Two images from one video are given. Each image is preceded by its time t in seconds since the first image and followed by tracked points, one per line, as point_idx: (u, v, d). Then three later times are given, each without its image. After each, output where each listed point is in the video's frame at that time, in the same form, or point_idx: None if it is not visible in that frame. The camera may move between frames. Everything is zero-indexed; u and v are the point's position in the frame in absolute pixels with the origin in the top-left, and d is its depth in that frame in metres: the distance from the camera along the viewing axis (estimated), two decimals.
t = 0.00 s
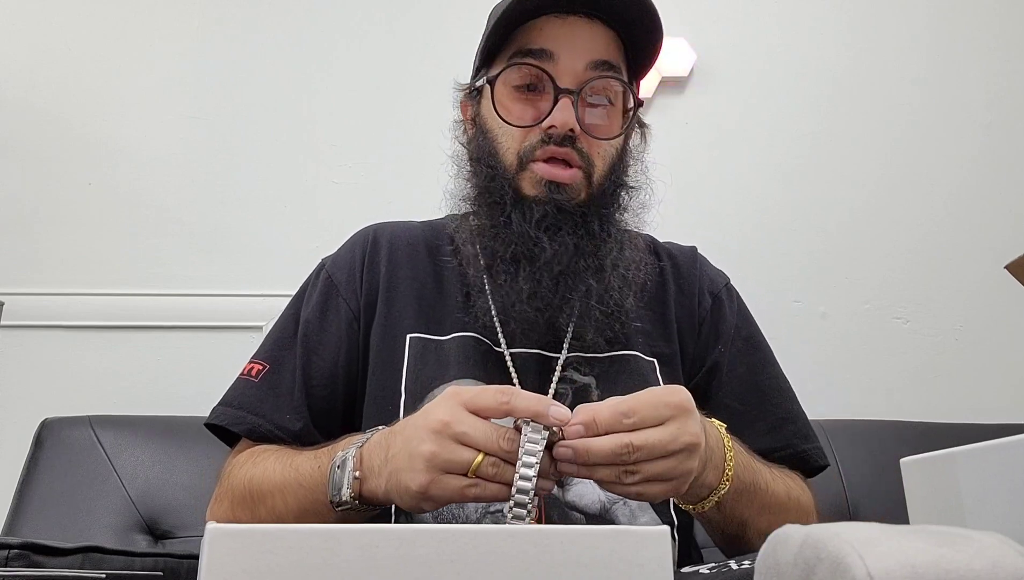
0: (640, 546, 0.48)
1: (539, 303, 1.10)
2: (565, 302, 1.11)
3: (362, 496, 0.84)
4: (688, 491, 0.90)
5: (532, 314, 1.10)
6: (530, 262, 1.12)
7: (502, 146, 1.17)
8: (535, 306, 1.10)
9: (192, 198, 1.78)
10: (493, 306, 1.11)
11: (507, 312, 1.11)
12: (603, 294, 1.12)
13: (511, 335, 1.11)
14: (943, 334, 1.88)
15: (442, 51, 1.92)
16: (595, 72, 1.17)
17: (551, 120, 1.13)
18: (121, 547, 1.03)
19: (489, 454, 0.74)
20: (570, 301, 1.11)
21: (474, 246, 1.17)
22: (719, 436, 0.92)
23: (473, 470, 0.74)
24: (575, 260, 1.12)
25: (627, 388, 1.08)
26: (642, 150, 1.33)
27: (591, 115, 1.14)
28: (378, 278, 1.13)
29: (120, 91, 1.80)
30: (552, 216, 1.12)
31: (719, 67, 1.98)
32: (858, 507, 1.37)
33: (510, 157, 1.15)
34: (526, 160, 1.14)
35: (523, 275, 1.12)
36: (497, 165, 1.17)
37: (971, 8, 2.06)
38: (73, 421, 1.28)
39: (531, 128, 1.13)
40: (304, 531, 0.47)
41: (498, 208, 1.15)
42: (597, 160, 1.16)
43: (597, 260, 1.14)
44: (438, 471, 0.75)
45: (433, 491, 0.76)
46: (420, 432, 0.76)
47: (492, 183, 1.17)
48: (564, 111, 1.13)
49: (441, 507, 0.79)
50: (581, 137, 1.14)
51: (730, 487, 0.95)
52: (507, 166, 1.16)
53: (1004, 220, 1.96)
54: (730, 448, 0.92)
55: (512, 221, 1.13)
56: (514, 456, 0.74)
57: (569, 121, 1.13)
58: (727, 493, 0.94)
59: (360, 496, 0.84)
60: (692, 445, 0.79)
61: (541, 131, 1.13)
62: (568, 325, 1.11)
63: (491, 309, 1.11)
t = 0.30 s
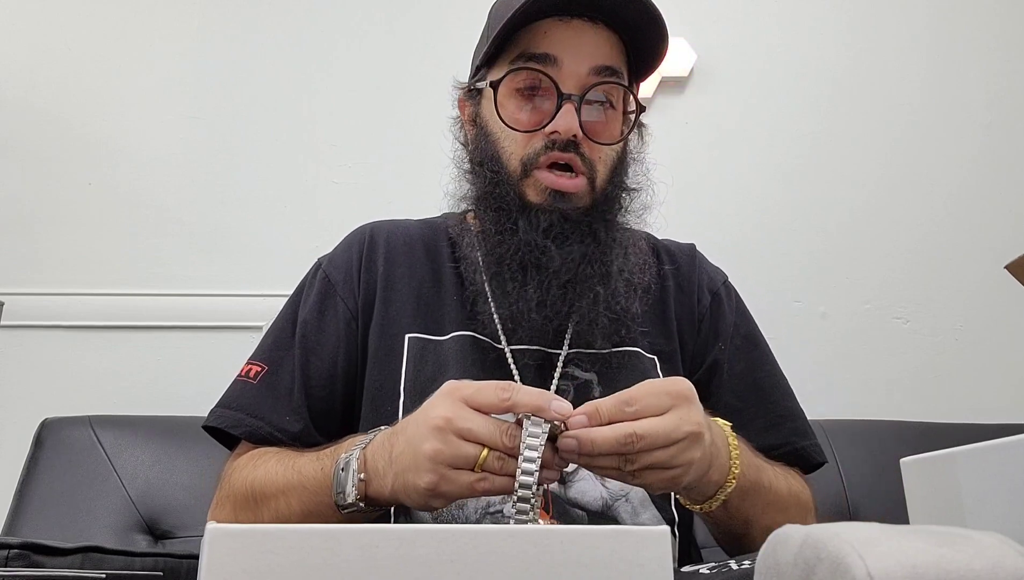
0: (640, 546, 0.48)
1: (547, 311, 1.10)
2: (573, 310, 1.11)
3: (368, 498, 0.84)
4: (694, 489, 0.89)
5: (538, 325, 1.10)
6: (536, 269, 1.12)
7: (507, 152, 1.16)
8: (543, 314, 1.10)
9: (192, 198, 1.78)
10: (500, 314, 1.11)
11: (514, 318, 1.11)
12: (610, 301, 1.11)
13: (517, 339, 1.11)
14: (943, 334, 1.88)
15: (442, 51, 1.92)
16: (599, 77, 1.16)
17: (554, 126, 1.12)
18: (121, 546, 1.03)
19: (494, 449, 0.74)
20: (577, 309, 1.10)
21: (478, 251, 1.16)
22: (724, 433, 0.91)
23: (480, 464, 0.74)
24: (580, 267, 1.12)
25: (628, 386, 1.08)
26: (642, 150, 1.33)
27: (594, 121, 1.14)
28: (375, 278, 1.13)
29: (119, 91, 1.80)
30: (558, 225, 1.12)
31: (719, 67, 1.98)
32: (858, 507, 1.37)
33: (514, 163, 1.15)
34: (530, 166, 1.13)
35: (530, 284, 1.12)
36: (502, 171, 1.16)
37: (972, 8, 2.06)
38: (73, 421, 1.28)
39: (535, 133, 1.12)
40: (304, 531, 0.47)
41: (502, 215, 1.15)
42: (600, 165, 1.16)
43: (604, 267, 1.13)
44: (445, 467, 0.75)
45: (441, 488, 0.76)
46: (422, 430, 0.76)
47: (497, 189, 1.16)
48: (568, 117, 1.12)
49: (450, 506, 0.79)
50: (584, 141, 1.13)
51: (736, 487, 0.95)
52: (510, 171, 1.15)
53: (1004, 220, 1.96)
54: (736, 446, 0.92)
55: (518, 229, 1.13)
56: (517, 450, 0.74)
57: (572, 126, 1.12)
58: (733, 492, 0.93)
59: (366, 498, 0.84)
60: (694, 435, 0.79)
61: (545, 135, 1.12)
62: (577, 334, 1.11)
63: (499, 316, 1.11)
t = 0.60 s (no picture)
0: (640, 546, 0.48)
1: (553, 304, 1.10)
2: (578, 303, 1.11)
3: (371, 491, 0.83)
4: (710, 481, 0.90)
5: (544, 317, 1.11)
6: (542, 263, 1.12)
7: (514, 149, 1.15)
8: (548, 307, 1.10)
9: (192, 198, 1.78)
10: (504, 308, 1.11)
11: (520, 311, 1.11)
12: (615, 295, 1.11)
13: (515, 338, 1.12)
14: (943, 334, 1.88)
15: (442, 51, 1.92)
16: (609, 78, 1.15)
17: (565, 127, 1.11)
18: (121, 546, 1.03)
19: (503, 439, 0.74)
20: (583, 302, 1.10)
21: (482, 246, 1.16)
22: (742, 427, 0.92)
23: (487, 454, 0.74)
24: (586, 262, 1.11)
25: (629, 385, 1.09)
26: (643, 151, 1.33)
27: (603, 122, 1.13)
28: (374, 278, 1.13)
29: (119, 91, 1.80)
30: (564, 219, 1.11)
31: (719, 67, 1.98)
32: (859, 507, 1.37)
33: (522, 161, 1.14)
34: (537, 163, 1.12)
35: (536, 278, 1.12)
36: (509, 167, 1.15)
37: (972, 7, 2.06)
38: (73, 421, 1.28)
39: (544, 132, 1.11)
40: (304, 531, 0.47)
41: (507, 209, 1.15)
42: (609, 167, 1.15)
43: (608, 262, 1.13)
44: (452, 455, 0.74)
45: (446, 477, 0.75)
46: (432, 420, 0.76)
47: (503, 185, 1.16)
48: (580, 118, 1.11)
49: (453, 497, 0.78)
50: (594, 142, 1.12)
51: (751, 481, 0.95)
52: (517, 168, 1.14)
53: (1004, 220, 1.96)
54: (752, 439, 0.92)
55: (523, 223, 1.13)
56: (526, 441, 0.74)
57: (585, 126, 1.11)
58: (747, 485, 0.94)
59: (369, 490, 0.83)
60: (708, 437, 0.79)
61: (554, 136, 1.11)
62: (580, 329, 1.11)
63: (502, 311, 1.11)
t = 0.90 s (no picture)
0: (640, 546, 0.48)
1: (572, 294, 1.11)
2: (593, 293, 1.12)
3: (371, 487, 0.83)
4: (721, 480, 0.90)
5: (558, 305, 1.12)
6: (560, 251, 1.11)
7: (525, 140, 1.15)
8: (567, 296, 1.11)
9: (192, 198, 1.78)
10: (520, 299, 1.11)
11: (536, 303, 1.11)
12: (630, 287, 1.12)
13: (519, 339, 1.12)
14: (943, 334, 1.88)
15: (442, 51, 1.92)
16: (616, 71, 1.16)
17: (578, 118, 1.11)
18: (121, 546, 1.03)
19: (506, 440, 0.74)
20: (600, 289, 1.12)
21: (496, 238, 1.15)
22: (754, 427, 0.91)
23: (490, 456, 0.74)
24: (600, 253, 1.12)
25: (630, 385, 1.09)
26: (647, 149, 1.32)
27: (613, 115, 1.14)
28: (375, 277, 1.13)
29: (120, 91, 1.80)
30: (578, 207, 1.12)
31: (719, 68, 1.98)
32: (859, 508, 1.37)
33: (534, 151, 1.14)
34: (550, 154, 1.13)
35: (553, 267, 1.12)
36: (519, 159, 1.15)
37: (972, 7, 2.06)
38: (73, 421, 1.28)
39: (556, 123, 1.12)
40: (304, 531, 0.47)
41: (521, 199, 1.14)
42: (617, 158, 1.16)
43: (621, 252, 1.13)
44: (455, 456, 0.74)
45: (450, 477, 0.75)
46: (436, 419, 0.76)
47: (513, 176, 1.15)
48: (592, 108, 1.11)
49: (455, 496, 0.78)
50: (604, 133, 1.13)
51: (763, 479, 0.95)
52: (529, 158, 1.14)
53: (1004, 220, 1.96)
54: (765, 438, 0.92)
55: (538, 212, 1.12)
56: (531, 443, 0.74)
57: (595, 117, 1.11)
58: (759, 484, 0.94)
59: (368, 486, 0.83)
60: (714, 439, 0.79)
61: (566, 127, 1.12)
62: (598, 319, 1.11)
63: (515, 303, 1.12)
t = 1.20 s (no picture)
0: (640, 546, 0.48)
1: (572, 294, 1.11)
2: (594, 291, 1.11)
3: (371, 486, 0.83)
4: (721, 479, 0.90)
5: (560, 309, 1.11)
6: (562, 251, 1.11)
7: (527, 136, 1.15)
8: (568, 295, 1.11)
9: (192, 198, 1.78)
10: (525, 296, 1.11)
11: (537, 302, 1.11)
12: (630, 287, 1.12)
13: (520, 340, 1.11)
14: (943, 334, 1.88)
15: (442, 51, 1.92)
16: (618, 69, 1.16)
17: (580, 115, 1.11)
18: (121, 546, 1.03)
19: (510, 443, 0.74)
20: (602, 286, 1.11)
21: (497, 237, 1.15)
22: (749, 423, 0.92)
23: (494, 457, 0.74)
24: (601, 253, 1.12)
25: (631, 386, 1.09)
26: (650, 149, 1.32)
27: (614, 114, 1.15)
28: (378, 276, 1.13)
29: (120, 91, 1.80)
30: (580, 206, 1.12)
31: (719, 68, 1.98)
32: (859, 508, 1.37)
33: (536, 147, 1.14)
34: (552, 150, 1.13)
35: (554, 266, 1.12)
36: (521, 156, 1.15)
37: (972, 7, 2.06)
38: (73, 421, 1.28)
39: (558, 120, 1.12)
40: (304, 531, 0.47)
41: (522, 197, 1.14)
42: (620, 156, 1.16)
43: (622, 252, 1.13)
44: (459, 457, 0.74)
45: (452, 477, 0.75)
46: (440, 420, 0.76)
47: (515, 174, 1.15)
48: (595, 105, 1.12)
49: (457, 496, 0.78)
50: (606, 130, 1.13)
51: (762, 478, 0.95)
52: (530, 155, 1.14)
53: (1004, 220, 1.96)
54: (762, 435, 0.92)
55: (539, 211, 1.12)
56: (533, 447, 0.74)
57: (598, 114, 1.11)
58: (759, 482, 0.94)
59: (370, 486, 0.83)
60: (710, 439, 0.78)
61: (568, 123, 1.12)
62: (600, 316, 1.11)
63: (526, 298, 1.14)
